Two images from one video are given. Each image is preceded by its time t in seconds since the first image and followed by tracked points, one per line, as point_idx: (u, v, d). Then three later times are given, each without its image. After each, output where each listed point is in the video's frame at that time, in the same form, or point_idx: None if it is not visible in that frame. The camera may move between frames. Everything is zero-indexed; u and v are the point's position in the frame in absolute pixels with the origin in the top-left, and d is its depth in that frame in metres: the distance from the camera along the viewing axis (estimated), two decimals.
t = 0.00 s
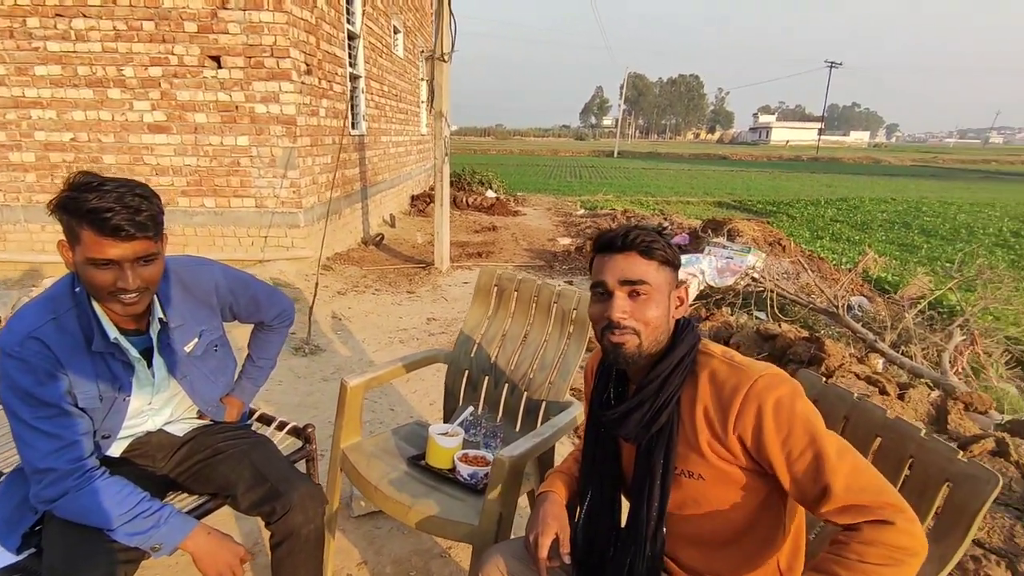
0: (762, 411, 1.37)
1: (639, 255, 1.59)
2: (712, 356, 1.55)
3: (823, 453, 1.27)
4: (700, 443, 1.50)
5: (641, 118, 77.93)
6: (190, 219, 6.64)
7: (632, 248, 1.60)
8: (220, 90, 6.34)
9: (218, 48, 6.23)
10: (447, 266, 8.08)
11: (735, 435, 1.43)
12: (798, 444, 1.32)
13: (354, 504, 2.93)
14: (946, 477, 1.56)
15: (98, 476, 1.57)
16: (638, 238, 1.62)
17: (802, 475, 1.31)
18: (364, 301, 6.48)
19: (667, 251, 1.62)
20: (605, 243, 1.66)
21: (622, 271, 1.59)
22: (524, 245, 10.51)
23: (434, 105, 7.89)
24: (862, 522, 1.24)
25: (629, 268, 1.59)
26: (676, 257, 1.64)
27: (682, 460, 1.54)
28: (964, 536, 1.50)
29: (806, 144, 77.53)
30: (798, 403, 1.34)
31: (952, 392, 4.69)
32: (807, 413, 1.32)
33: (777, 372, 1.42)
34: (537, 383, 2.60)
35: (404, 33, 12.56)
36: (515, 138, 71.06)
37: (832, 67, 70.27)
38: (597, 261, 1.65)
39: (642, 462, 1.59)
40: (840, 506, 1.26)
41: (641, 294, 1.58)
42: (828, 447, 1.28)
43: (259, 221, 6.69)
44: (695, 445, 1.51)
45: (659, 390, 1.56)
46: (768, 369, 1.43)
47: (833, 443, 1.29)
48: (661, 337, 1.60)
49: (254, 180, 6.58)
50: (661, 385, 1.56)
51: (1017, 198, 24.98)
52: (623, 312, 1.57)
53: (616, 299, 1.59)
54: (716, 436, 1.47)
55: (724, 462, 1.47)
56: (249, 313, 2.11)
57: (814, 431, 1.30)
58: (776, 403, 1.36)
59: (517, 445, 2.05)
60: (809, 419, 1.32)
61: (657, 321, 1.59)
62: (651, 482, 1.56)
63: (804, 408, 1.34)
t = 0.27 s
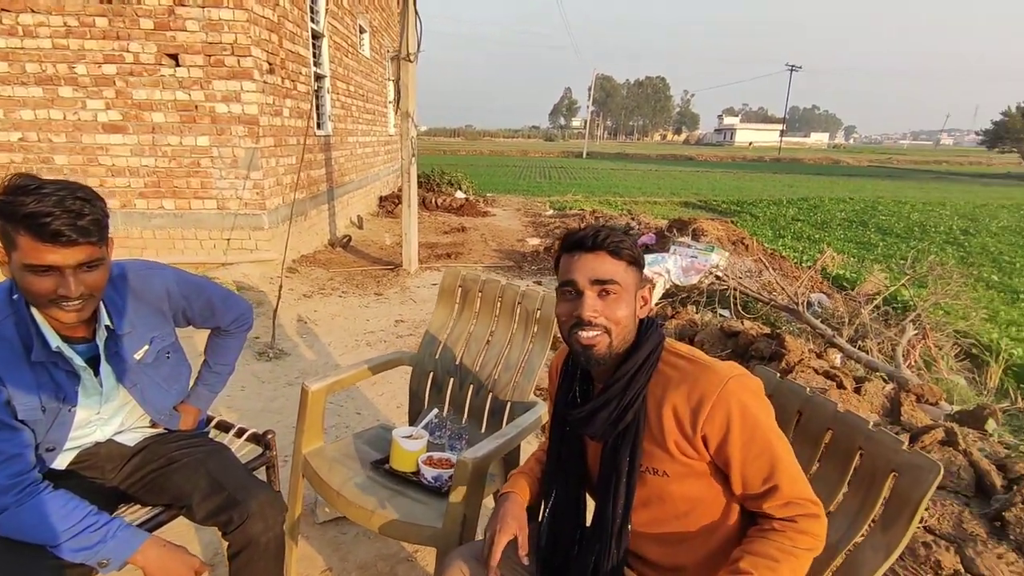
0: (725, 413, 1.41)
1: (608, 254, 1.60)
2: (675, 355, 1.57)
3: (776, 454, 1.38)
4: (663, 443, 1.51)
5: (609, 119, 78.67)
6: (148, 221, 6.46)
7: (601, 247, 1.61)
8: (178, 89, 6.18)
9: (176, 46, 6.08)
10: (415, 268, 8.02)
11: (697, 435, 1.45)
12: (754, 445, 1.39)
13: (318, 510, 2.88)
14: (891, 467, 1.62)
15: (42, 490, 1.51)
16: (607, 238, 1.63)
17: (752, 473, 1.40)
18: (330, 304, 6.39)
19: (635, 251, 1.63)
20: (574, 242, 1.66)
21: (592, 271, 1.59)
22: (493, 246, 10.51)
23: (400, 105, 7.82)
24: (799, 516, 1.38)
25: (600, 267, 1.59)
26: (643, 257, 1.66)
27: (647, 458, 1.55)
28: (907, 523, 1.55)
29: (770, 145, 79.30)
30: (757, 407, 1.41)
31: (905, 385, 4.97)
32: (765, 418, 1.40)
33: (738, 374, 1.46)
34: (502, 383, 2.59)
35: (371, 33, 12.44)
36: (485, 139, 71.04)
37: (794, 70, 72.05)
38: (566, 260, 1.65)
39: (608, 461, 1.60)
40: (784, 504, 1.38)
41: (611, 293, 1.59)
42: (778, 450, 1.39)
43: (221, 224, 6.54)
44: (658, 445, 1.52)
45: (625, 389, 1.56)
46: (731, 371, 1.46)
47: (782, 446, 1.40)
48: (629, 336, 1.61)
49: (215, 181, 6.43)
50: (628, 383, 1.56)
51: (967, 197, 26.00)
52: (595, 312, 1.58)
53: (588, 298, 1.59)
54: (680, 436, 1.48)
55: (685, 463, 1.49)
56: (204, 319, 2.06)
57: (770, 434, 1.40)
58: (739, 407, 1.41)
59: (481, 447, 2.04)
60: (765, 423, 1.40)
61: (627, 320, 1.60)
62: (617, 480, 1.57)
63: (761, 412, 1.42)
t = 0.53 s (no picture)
0: (702, 410, 1.41)
1: (581, 252, 1.59)
2: (652, 352, 1.57)
3: (752, 452, 1.38)
4: (640, 439, 1.51)
5: (585, 119, 79.08)
6: (113, 223, 6.30)
7: (575, 243, 1.60)
8: (143, 87, 6.03)
9: (140, 43, 5.93)
10: (390, 268, 7.96)
11: (674, 432, 1.45)
12: (730, 442, 1.39)
13: (291, 515, 2.83)
14: (856, 458, 1.65)
15: None
16: (582, 235, 1.61)
17: (727, 471, 1.40)
18: (303, 306, 6.30)
19: (610, 250, 1.61)
20: (550, 237, 1.65)
21: (563, 267, 1.59)
22: (469, 245, 10.48)
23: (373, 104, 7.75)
24: (777, 514, 1.37)
25: (571, 264, 1.58)
26: (619, 256, 1.63)
27: (624, 455, 1.55)
28: (873, 512, 1.57)
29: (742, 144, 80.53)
30: (734, 405, 1.41)
31: (872, 377, 5.10)
32: (741, 415, 1.40)
33: (716, 371, 1.45)
34: (476, 383, 2.58)
35: (343, 31, 12.31)
36: (461, 139, 70.82)
37: (762, 71, 73.79)
38: (541, 255, 1.65)
39: (585, 458, 1.59)
40: (760, 501, 1.37)
41: (580, 291, 1.58)
42: (754, 447, 1.39)
43: (190, 225, 6.40)
44: (636, 441, 1.52)
45: (602, 385, 1.56)
46: (708, 368, 1.46)
47: (758, 444, 1.39)
48: (599, 334, 1.60)
49: (183, 181, 6.30)
50: (604, 380, 1.56)
51: (930, 194, 26.74)
52: (562, 308, 1.58)
53: (556, 294, 1.59)
54: (657, 433, 1.48)
55: (662, 459, 1.49)
56: (168, 323, 2.00)
57: (747, 432, 1.39)
58: (716, 405, 1.40)
59: (455, 447, 2.02)
60: (742, 420, 1.40)
61: (596, 318, 1.59)
62: (594, 477, 1.56)
63: (738, 409, 1.41)
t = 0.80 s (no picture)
0: (692, 421, 1.40)
1: (573, 254, 1.56)
2: (648, 359, 1.55)
3: (738, 466, 1.37)
4: (631, 444, 1.50)
5: (569, 118, 79.25)
6: (90, 225, 6.18)
7: (569, 244, 1.58)
8: (120, 87, 5.92)
9: (116, 41, 5.83)
10: (375, 268, 7.90)
11: (664, 440, 1.44)
12: (717, 456, 1.38)
13: (274, 520, 2.79)
14: (840, 454, 1.66)
15: None
16: (577, 236, 1.59)
17: (711, 484, 1.40)
18: (287, 307, 6.23)
19: (606, 254, 1.58)
20: (549, 235, 1.64)
21: (553, 267, 1.58)
22: (454, 245, 10.44)
23: (356, 104, 7.69)
24: (755, 530, 1.37)
25: (560, 265, 1.57)
26: (616, 261, 1.59)
27: (615, 460, 1.54)
28: (855, 507, 1.58)
29: (725, 143, 81.21)
30: (725, 418, 1.40)
31: (854, 373, 5.17)
32: (731, 429, 1.39)
33: (711, 383, 1.45)
34: (461, 383, 2.57)
35: (325, 30, 12.21)
36: (445, 139, 70.66)
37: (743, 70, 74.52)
38: (538, 252, 1.65)
39: (576, 461, 1.59)
40: (739, 516, 1.37)
41: (565, 293, 1.56)
42: (740, 462, 1.38)
43: (170, 226, 6.31)
44: (627, 447, 1.51)
45: (594, 390, 1.55)
46: (703, 380, 1.45)
47: (745, 459, 1.39)
48: (583, 339, 1.59)
49: (162, 182, 6.20)
50: (598, 384, 1.55)
51: (909, 192, 27.17)
52: (544, 308, 1.58)
53: (542, 293, 1.59)
54: (647, 440, 1.48)
55: (652, 466, 1.48)
56: (144, 326, 1.96)
57: (736, 446, 1.38)
58: (706, 417, 1.40)
59: (441, 448, 2.01)
60: (731, 434, 1.39)
61: (580, 321, 1.57)
62: (584, 480, 1.56)
63: (729, 423, 1.41)
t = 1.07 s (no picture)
0: (672, 445, 1.36)
1: (580, 261, 1.54)
2: (654, 372, 1.52)
3: (702, 503, 1.31)
4: (622, 456, 1.49)
5: (559, 117, 79.32)
6: (77, 226, 6.12)
7: (576, 250, 1.55)
8: (107, 86, 5.86)
9: (102, 40, 5.77)
10: (366, 268, 7.87)
11: (649, 457, 1.42)
12: (685, 484, 1.34)
13: (267, 522, 2.77)
14: (832, 451, 1.67)
15: None
16: (585, 241, 1.56)
17: (674, 513, 1.36)
18: (277, 308, 6.19)
19: (615, 262, 1.54)
20: (557, 239, 1.61)
21: (560, 274, 1.56)
22: (445, 245, 10.43)
23: (346, 103, 7.67)
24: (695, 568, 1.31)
25: (567, 273, 1.55)
26: (626, 268, 1.56)
27: (609, 470, 1.53)
28: (847, 506, 1.59)
29: (715, 141, 81.57)
30: (709, 452, 1.33)
31: (844, 369, 5.22)
32: (709, 465, 1.33)
33: (709, 411, 1.39)
34: (455, 383, 2.56)
35: (314, 30, 12.15)
36: (435, 138, 70.51)
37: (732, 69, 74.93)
38: (546, 256, 1.63)
39: (574, 467, 1.59)
40: (684, 553, 1.32)
41: (572, 301, 1.55)
42: (706, 497, 1.31)
43: (158, 227, 6.25)
44: (619, 458, 1.50)
45: (595, 400, 1.54)
46: (701, 407, 1.39)
47: (715, 500, 1.32)
48: (589, 346, 1.57)
49: (150, 183, 6.14)
50: (599, 394, 1.54)
51: (897, 189, 27.41)
52: (551, 315, 1.57)
53: (549, 299, 1.57)
54: (637, 455, 1.46)
55: (639, 482, 1.46)
56: (134, 327, 1.94)
57: (708, 485, 1.32)
58: (688, 445, 1.35)
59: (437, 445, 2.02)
60: (708, 471, 1.32)
61: (587, 329, 1.55)
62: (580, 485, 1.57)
63: (713, 459, 1.34)
